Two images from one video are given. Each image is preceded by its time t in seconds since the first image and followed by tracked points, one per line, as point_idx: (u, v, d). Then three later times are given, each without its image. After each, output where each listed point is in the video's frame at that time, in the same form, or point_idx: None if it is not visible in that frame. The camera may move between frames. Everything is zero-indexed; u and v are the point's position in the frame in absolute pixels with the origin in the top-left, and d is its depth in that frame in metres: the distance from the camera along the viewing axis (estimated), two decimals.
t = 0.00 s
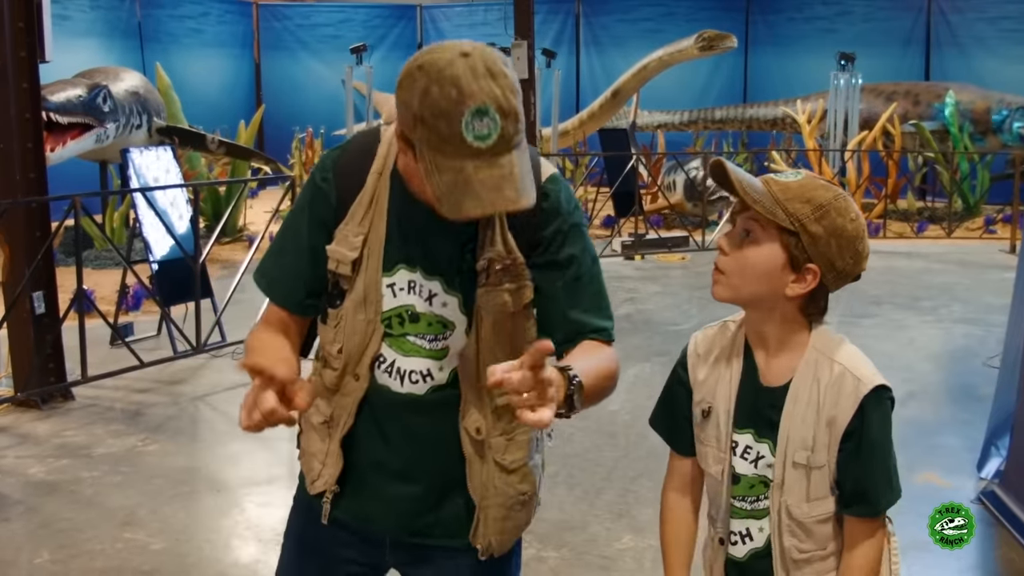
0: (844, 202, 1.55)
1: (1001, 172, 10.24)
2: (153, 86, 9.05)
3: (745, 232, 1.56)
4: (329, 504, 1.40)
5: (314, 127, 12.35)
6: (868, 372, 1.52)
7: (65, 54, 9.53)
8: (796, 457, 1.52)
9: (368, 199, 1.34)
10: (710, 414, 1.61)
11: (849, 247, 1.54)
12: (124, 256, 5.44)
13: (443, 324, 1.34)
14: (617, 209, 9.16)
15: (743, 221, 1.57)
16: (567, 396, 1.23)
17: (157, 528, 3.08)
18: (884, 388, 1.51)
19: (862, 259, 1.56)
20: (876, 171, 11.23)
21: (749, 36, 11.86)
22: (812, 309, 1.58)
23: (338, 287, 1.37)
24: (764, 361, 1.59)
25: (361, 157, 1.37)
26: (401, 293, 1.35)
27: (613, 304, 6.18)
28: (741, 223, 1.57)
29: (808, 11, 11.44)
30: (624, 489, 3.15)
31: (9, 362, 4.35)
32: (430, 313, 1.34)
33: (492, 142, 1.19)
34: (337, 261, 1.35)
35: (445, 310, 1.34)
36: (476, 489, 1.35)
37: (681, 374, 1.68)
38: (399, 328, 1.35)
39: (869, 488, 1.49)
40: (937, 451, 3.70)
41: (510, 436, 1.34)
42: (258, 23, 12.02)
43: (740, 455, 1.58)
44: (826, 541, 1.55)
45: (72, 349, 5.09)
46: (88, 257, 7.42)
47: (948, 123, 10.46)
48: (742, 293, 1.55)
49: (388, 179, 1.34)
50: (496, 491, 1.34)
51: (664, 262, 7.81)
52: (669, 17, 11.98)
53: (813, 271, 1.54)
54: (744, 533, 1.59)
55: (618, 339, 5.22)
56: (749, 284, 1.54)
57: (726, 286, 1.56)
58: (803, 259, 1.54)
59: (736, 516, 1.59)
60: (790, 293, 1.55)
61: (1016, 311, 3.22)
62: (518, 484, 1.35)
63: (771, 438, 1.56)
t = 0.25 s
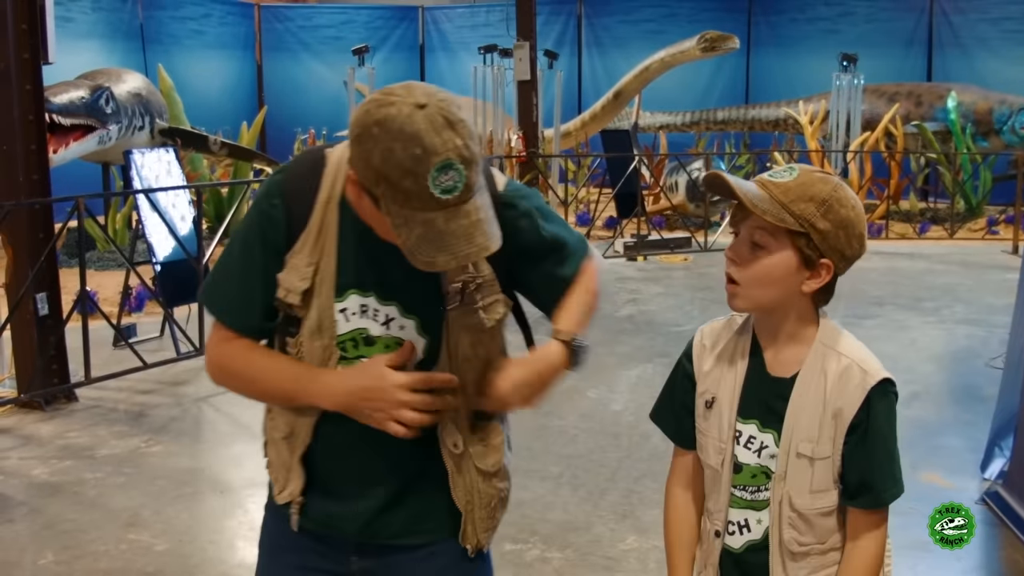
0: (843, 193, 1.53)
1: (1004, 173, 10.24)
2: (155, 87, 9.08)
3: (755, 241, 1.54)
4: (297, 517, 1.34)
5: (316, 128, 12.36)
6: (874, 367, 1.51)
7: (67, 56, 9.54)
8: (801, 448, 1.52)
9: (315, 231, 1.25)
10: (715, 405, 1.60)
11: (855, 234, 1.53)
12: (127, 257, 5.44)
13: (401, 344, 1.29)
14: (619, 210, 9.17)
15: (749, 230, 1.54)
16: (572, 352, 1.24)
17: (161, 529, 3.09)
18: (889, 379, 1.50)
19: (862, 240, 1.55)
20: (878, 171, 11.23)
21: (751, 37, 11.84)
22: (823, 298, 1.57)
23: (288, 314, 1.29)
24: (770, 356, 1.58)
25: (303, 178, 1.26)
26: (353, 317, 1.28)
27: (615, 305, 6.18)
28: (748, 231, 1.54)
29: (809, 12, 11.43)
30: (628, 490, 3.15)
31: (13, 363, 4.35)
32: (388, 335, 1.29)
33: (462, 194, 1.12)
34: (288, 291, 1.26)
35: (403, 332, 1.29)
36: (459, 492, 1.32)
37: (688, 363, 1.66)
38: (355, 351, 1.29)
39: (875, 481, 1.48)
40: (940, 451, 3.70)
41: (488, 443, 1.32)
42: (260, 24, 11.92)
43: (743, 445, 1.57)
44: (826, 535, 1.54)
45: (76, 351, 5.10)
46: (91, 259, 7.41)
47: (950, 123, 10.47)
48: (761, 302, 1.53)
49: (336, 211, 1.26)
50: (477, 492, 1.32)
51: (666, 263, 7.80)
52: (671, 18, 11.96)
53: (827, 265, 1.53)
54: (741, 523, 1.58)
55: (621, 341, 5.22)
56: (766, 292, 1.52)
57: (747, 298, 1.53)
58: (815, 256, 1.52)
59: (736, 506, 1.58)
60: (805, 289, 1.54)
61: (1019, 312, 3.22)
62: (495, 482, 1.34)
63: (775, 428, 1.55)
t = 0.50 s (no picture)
0: (817, 177, 1.48)
1: (1006, 173, 10.24)
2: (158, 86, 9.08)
3: (737, 245, 1.52)
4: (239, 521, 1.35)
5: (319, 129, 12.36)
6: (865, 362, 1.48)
7: (69, 56, 9.54)
8: (789, 439, 1.50)
9: (238, 216, 1.27)
10: (713, 389, 1.60)
11: (842, 218, 1.48)
12: (128, 257, 5.43)
13: (341, 315, 1.31)
14: (622, 210, 9.17)
15: (730, 238, 1.53)
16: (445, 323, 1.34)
17: (163, 528, 3.08)
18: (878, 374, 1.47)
19: (851, 218, 1.49)
20: (880, 172, 11.23)
21: (753, 37, 11.83)
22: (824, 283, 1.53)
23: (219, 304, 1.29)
24: (771, 347, 1.56)
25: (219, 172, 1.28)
26: (289, 296, 1.30)
27: (618, 305, 6.18)
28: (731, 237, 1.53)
29: (811, 13, 11.42)
30: (630, 490, 3.14)
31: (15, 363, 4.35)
32: (327, 306, 1.31)
33: (365, 74, 1.18)
34: (220, 279, 1.26)
35: (342, 301, 1.31)
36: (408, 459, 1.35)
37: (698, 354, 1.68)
38: (294, 329, 1.31)
39: (859, 477, 1.44)
40: (943, 451, 3.69)
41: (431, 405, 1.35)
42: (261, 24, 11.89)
43: (734, 430, 1.57)
44: (812, 529, 1.52)
45: (78, 350, 5.09)
46: (94, 258, 7.42)
47: (953, 124, 10.46)
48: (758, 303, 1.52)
49: (256, 196, 1.28)
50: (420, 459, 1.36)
51: (668, 263, 7.79)
52: (674, 18, 11.96)
53: (810, 257, 1.49)
54: (725, 507, 1.58)
55: (623, 340, 5.22)
56: (754, 295, 1.51)
57: (745, 301, 1.52)
58: (793, 251, 1.49)
59: (722, 489, 1.58)
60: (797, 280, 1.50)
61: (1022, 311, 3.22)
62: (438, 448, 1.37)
63: (766, 415, 1.54)
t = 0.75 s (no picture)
0: (806, 180, 1.47)
1: (1008, 174, 10.24)
2: (161, 87, 9.09)
3: (724, 231, 1.53)
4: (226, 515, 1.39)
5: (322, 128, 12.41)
6: (839, 368, 1.42)
7: (71, 56, 9.54)
8: (758, 442, 1.46)
9: (201, 199, 1.33)
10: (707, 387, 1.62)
11: (832, 225, 1.46)
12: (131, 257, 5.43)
13: (307, 292, 1.40)
14: (624, 211, 9.18)
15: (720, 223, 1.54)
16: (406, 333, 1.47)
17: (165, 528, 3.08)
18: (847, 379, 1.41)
19: (840, 231, 1.47)
20: (883, 172, 11.24)
21: (756, 38, 11.82)
22: (803, 289, 1.51)
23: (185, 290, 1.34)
24: (756, 346, 1.55)
25: (174, 163, 1.34)
26: (255, 277, 1.36)
27: (620, 306, 6.18)
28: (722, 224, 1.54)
29: (813, 13, 11.41)
30: (633, 490, 3.14)
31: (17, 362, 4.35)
32: (293, 285, 1.38)
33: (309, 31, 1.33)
34: (188, 263, 1.32)
35: (308, 279, 1.39)
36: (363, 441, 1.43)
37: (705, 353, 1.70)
38: (264, 311, 1.37)
39: (817, 484, 1.39)
40: (946, 452, 3.70)
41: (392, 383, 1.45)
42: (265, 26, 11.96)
43: (715, 431, 1.57)
44: (781, 533, 1.48)
45: (81, 350, 5.10)
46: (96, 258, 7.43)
47: (955, 124, 10.47)
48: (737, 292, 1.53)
49: (215, 180, 1.35)
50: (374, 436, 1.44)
51: (671, 264, 7.79)
52: (676, 18, 11.95)
53: (785, 255, 1.48)
54: (701, 503, 1.59)
55: (626, 341, 5.22)
56: (732, 282, 1.52)
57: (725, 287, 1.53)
58: (770, 246, 1.48)
59: (700, 486, 1.60)
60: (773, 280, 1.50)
61: None
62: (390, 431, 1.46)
63: (741, 415, 1.53)
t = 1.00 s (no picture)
0: (811, 195, 1.48)
1: (1011, 174, 10.25)
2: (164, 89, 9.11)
3: (718, 225, 1.55)
4: (225, 515, 1.39)
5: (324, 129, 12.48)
6: (823, 372, 1.43)
7: (74, 58, 9.55)
8: (742, 446, 1.47)
9: (188, 197, 1.35)
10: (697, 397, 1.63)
11: (826, 241, 1.48)
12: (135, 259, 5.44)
13: (295, 286, 1.41)
14: (627, 211, 9.19)
15: (716, 217, 1.56)
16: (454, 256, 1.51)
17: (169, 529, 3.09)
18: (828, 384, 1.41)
19: (835, 250, 1.49)
20: (886, 173, 11.24)
21: (758, 39, 11.81)
22: (784, 303, 1.53)
23: (176, 283, 1.36)
24: (737, 352, 1.56)
25: (162, 162, 1.36)
26: (243, 273, 1.37)
27: (623, 307, 6.18)
28: (717, 219, 1.56)
29: (816, 14, 11.41)
30: (635, 491, 3.15)
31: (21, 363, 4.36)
32: (281, 279, 1.40)
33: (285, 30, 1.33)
34: (177, 257, 1.34)
35: (295, 273, 1.40)
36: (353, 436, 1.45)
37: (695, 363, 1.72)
38: (253, 305, 1.38)
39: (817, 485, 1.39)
40: (948, 453, 3.70)
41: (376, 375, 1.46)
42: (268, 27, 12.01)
43: (705, 440, 1.58)
44: (768, 535, 1.48)
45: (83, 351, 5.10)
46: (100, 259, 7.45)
47: (957, 125, 10.47)
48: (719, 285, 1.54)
49: (202, 178, 1.37)
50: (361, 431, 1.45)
51: (673, 265, 7.80)
52: (678, 19, 11.94)
53: (774, 262, 1.50)
54: (700, 513, 1.59)
55: (628, 342, 5.22)
56: (715, 279, 1.53)
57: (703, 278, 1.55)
58: (763, 251, 1.50)
59: (696, 497, 1.60)
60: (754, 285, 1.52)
61: None
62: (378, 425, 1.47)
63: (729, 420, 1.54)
